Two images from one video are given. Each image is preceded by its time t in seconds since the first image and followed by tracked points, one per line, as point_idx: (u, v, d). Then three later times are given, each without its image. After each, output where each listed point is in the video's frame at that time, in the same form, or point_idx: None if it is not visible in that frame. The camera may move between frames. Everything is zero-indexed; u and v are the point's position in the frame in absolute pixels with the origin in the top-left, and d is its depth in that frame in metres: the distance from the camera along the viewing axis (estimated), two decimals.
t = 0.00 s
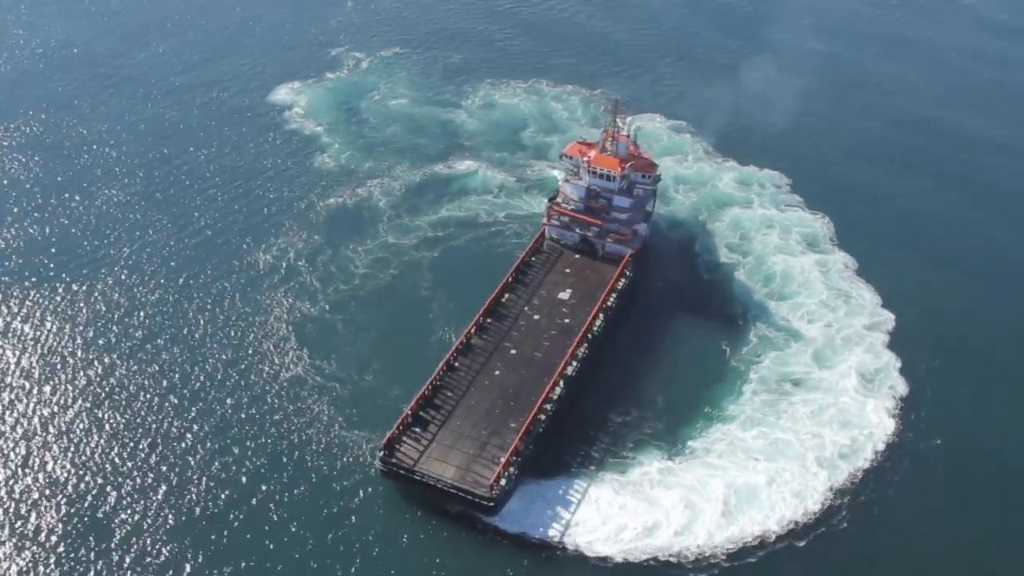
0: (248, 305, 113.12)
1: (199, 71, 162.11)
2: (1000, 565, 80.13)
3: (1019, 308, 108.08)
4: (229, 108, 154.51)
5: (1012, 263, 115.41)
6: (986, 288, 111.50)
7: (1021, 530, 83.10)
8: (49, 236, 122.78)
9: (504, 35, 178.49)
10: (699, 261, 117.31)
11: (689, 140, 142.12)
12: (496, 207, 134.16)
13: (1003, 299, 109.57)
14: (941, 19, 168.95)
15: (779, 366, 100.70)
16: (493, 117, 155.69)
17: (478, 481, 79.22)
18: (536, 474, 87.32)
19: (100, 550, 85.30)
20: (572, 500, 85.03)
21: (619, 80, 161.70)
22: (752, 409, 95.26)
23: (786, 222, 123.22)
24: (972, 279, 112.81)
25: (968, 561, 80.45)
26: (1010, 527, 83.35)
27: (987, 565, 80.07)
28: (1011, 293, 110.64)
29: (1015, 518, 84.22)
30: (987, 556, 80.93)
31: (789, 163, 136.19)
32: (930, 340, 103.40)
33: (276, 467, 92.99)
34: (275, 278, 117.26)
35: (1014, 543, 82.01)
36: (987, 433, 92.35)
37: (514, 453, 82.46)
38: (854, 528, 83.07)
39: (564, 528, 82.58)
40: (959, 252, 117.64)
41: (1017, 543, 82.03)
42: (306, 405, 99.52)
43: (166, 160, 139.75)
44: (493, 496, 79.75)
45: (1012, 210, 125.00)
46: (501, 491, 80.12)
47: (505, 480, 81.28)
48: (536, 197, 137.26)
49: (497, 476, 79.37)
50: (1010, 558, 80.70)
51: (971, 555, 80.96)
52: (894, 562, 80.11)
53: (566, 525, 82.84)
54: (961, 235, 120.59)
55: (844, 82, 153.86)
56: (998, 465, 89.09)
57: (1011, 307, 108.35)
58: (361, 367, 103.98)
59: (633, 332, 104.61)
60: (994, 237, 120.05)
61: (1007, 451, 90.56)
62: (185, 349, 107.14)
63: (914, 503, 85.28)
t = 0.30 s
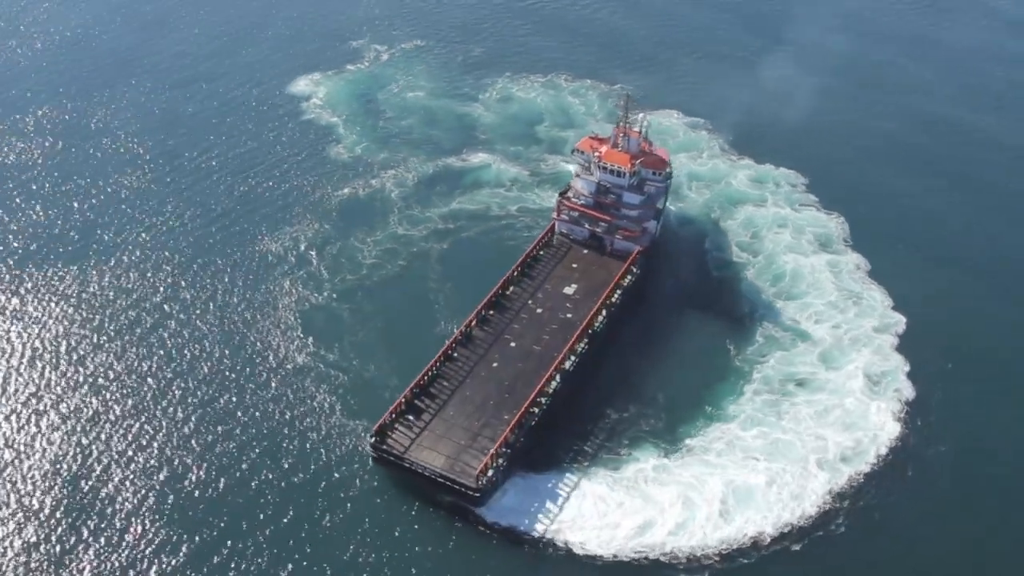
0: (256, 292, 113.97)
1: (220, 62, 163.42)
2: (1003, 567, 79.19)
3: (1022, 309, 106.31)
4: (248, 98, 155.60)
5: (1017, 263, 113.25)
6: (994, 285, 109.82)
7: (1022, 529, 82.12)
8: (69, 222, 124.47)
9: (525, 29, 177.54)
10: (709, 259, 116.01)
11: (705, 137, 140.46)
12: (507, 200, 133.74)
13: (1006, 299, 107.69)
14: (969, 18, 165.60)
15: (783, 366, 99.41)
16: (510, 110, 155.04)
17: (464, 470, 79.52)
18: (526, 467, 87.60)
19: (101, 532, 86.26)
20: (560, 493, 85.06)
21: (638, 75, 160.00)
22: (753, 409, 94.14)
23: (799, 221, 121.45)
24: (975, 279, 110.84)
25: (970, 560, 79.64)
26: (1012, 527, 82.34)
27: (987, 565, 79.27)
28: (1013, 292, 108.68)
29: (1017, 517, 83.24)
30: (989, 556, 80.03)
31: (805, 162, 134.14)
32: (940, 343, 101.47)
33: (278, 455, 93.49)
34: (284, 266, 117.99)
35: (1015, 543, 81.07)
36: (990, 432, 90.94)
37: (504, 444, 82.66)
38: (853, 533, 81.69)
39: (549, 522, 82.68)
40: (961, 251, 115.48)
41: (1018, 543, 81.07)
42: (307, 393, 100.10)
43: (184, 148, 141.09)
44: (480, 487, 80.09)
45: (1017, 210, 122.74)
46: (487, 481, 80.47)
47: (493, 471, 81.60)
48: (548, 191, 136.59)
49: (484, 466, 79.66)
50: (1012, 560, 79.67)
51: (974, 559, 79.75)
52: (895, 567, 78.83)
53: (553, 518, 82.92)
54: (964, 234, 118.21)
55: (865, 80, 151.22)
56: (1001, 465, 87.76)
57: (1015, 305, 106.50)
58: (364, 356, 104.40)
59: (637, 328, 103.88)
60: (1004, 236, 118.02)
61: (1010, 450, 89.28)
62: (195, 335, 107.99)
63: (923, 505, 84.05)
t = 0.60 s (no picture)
0: (263, 281, 114.75)
1: (240, 53, 164.53)
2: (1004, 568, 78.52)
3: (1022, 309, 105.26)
4: (266, 89, 156.56)
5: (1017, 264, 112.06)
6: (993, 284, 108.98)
7: (1023, 529, 81.54)
8: (86, 207, 125.56)
9: (544, 22, 176.38)
10: (717, 257, 114.78)
11: (720, 135, 138.93)
12: (518, 195, 133.43)
13: (1005, 298, 106.68)
14: (995, 20, 162.75)
15: (786, 367, 98.25)
16: (525, 104, 154.26)
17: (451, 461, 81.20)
18: (516, 460, 87.62)
19: (101, 511, 87.18)
20: (549, 487, 85.15)
21: (656, 71, 158.33)
22: (752, 409, 93.14)
23: (811, 222, 119.94)
24: (972, 279, 109.89)
25: (970, 562, 78.88)
26: (1013, 527, 81.75)
27: (987, 565, 78.69)
28: (1013, 292, 107.71)
29: (1017, 517, 82.66)
30: (990, 556, 79.35)
31: (820, 161, 132.25)
32: (947, 347, 99.92)
33: (278, 443, 94.07)
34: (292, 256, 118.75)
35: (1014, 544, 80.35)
36: (990, 432, 90.15)
37: (492, 436, 84.07)
38: (851, 538, 80.50)
39: (535, 516, 82.81)
40: (962, 251, 114.27)
41: (1019, 543, 80.47)
42: (308, 382, 100.71)
43: (200, 137, 142.28)
44: (466, 477, 81.58)
45: None
46: (473, 473, 81.84)
47: (481, 462, 83.08)
48: (559, 187, 136.06)
49: (470, 457, 81.08)
50: (1011, 561, 78.98)
51: (976, 561, 79.00)
52: (896, 572, 77.79)
53: (539, 512, 83.04)
54: (965, 234, 116.94)
55: (884, 80, 149.09)
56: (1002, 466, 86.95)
57: (1015, 305, 105.48)
58: (366, 347, 104.84)
59: (639, 325, 103.29)
60: (1008, 235, 116.94)
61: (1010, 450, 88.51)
62: (203, 321, 108.82)
63: (925, 510, 82.86)
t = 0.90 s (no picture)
0: (268, 272, 115.84)
1: (257, 46, 165.86)
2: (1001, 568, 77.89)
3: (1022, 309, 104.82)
4: (282, 82, 157.70)
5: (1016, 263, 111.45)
6: (989, 283, 108.48)
7: (1021, 529, 80.92)
8: (100, 196, 126.97)
9: (561, 19, 175.80)
10: (721, 256, 113.94)
11: (731, 134, 137.74)
12: (526, 190, 133.35)
13: (1004, 299, 106.19)
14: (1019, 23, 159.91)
15: (786, 368, 97.35)
16: (537, 101, 154.05)
17: (434, 453, 82.03)
18: (505, 454, 88.00)
19: (97, 495, 88.59)
20: (535, 482, 85.25)
21: (670, 68, 157.23)
22: (748, 411, 92.48)
23: (819, 224, 118.81)
24: (967, 280, 109.08)
25: (969, 563, 78.27)
26: (1010, 527, 81.12)
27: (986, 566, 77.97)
28: (1012, 292, 107.09)
29: (1015, 517, 82.06)
30: (988, 557, 78.72)
31: (832, 163, 130.83)
32: (950, 352, 98.85)
33: (274, 432, 94.85)
34: (297, 247, 119.72)
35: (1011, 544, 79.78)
36: (988, 432, 89.77)
37: (476, 429, 84.71)
38: (844, 544, 79.56)
39: (516, 511, 82.98)
40: (960, 251, 113.50)
41: (1017, 544, 79.82)
42: (307, 372, 101.61)
43: (213, 128, 143.72)
44: (448, 470, 82.32)
45: None
46: (456, 465, 82.65)
47: (465, 454, 83.83)
48: (568, 183, 135.81)
49: (452, 449, 81.83)
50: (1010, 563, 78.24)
51: (976, 562, 78.28)
52: None
53: (520, 508, 83.25)
54: (965, 235, 116.09)
55: (901, 79, 147.07)
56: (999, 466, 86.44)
57: (1014, 305, 105.01)
58: (366, 338, 105.55)
59: (638, 323, 102.94)
60: (1010, 234, 116.04)
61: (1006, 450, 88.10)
62: (207, 312, 109.94)
63: (923, 516, 81.72)
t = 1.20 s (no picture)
0: (269, 264, 116.45)
1: (270, 40, 166.19)
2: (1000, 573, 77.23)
3: None
4: (292, 75, 157.94)
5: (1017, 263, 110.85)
6: (990, 283, 107.88)
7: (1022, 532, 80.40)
8: (107, 187, 128.04)
9: (575, 15, 174.36)
10: (723, 257, 113.03)
11: (740, 135, 136.36)
12: (530, 188, 132.99)
13: (1005, 299, 105.62)
14: None
15: (781, 371, 96.64)
16: (546, 99, 153.22)
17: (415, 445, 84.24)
18: (489, 447, 88.72)
19: (89, 480, 89.61)
20: (517, 478, 85.69)
21: (681, 68, 155.80)
22: (741, 414, 91.75)
23: (824, 228, 117.54)
24: (970, 280, 108.33)
25: (977, 569, 77.48)
26: (1013, 530, 80.57)
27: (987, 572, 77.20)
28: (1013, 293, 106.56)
29: (1017, 518, 81.58)
30: (992, 561, 78.07)
31: (840, 166, 129.29)
32: (950, 358, 97.68)
33: (267, 425, 95.19)
34: (300, 241, 120.17)
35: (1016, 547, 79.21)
36: (989, 434, 89.12)
37: (458, 423, 86.58)
38: (833, 550, 78.55)
39: (495, 505, 83.50)
40: (962, 250, 112.80)
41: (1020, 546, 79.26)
42: (302, 364, 102.10)
43: (222, 121, 144.42)
44: (428, 461, 84.42)
45: None
46: (436, 457, 84.86)
47: (446, 447, 85.99)
48: (573, 181, 135.26)
49: (432, 442, 83.97)
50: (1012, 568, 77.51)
51: (977, 568, 77.50)
52: None
53: (500, 502, 83.68)
54: (972, 235, 115.19)
55: (914, 81, 145.31)
56: (995, 468, 85.87)
57: (1015, 306, 104.43)
58: (362, 331, 105.88)
59: (634, 322, 102.66)
60: (1015, 236, 115.18)
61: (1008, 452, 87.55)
62: (206, 302, 110.75)
63: (919, 524, 80.67)
